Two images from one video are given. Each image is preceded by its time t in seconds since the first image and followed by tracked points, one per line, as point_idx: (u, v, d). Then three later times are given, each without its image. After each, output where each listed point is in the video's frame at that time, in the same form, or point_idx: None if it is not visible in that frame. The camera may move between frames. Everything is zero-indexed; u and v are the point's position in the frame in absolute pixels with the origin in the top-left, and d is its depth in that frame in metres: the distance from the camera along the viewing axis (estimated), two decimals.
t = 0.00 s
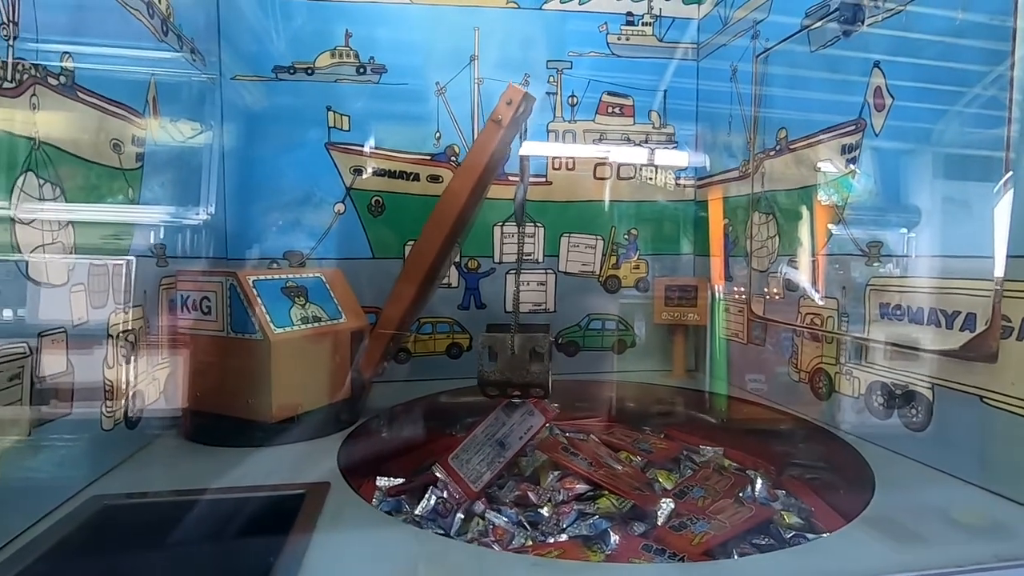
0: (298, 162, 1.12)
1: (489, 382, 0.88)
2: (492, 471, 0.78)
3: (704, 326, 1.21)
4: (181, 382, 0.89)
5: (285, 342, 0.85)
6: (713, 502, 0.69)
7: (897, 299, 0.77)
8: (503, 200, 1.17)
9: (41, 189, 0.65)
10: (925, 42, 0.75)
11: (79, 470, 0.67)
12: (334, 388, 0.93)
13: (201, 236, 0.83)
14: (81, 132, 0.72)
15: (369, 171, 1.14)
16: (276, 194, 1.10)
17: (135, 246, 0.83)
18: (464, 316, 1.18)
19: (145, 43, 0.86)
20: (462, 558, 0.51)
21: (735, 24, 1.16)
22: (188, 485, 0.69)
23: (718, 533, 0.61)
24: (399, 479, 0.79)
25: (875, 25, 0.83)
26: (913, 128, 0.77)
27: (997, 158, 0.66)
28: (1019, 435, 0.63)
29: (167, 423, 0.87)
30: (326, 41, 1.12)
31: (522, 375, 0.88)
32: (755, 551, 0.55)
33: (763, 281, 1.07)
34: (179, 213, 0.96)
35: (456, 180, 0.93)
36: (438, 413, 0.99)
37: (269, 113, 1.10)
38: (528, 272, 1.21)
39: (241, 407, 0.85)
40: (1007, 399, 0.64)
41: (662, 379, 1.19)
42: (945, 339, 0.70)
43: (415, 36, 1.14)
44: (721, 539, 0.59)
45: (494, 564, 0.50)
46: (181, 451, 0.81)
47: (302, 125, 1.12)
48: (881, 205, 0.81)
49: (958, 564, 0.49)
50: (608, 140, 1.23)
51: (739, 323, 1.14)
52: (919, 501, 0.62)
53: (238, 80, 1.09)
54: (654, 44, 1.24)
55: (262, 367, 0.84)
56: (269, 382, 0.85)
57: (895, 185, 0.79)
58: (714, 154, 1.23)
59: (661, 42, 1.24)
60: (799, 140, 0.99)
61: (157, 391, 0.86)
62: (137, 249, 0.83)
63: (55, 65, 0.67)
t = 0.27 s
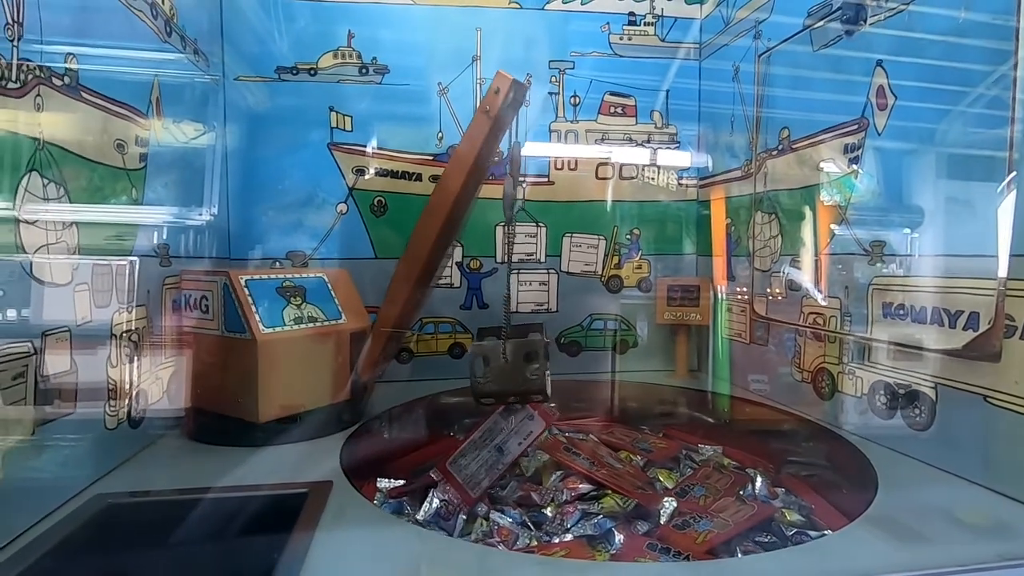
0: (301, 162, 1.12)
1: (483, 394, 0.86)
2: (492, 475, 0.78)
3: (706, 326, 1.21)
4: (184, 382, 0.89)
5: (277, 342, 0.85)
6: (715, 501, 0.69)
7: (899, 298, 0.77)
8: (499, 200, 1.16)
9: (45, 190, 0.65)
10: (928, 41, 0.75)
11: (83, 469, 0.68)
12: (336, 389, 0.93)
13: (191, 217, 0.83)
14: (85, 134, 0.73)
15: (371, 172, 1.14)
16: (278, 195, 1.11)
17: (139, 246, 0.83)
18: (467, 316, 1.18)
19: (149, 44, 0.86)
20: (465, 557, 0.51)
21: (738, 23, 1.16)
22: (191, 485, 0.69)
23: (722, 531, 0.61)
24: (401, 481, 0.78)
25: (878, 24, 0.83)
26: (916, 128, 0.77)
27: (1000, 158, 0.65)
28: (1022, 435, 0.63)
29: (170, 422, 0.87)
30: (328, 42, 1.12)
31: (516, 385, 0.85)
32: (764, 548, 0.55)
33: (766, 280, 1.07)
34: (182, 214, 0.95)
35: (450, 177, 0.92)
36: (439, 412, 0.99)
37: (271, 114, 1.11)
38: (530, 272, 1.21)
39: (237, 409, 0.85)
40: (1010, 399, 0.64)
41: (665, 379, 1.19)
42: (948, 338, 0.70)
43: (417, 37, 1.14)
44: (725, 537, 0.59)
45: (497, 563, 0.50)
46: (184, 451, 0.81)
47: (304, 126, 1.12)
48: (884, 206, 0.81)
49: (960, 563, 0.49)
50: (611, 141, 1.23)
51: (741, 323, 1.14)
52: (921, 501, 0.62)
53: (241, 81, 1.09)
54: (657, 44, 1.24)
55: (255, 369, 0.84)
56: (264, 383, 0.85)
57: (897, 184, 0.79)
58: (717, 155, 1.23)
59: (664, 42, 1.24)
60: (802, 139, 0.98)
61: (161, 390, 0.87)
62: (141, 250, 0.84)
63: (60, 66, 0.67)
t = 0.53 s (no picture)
0: (303, 162, 1.12)
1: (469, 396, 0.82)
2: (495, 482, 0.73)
3: (708, 325, 1.21)
4: (186, 381, 0.90)
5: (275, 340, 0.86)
6: (716, 498, 0.69)
7: (902, 296, 0.77)
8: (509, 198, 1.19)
9: (47, 188, 0.65)
10: (930, 40, 0.75)
11: (84, 468, 0.68)
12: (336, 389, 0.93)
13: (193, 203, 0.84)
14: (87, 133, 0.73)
15: (373, 171, 1.14)
16: (280, 195, 1.11)
17: (141, 246, 0.83)
18: (468, 315, 1.18)
19: (150, 44, 0.86)
20: (465, 556, 0.51)
21: (740, 22, 1.16)
22: (192, 483, 0.69)
23: (724, 528, 0.61)
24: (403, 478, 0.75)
25: (880, 22, 0.82)
26: (918, 127, 0.77)
27: (1003, 157, 0.65)
28: None
29: (172, 421, 0.87)
30: (329, 40, 1.12)
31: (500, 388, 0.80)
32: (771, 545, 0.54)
33: (768, 279, 1.07)
34: (185, 213, 0.96)
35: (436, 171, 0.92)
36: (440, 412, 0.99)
37: (273, 113, 1.11)
38: (532, 271, 1.21)
39: (234, 408, 0.85)
40: (1013, 397, 0.64)
41: (666, 378, 1.19)
42: (951, 336, 0.70)
43: (418, 36, 1.14)
44: (728, 533, 0.59)
45: (498, 562, 0.50)
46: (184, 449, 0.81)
47: (305, 125, 1.12)
48: (886, 205, 0.81)
49: (962, 562, 0.49)
50: (612, 140, 1.23)
51: (743, 321, 1.14)
52: (923, 500, 0.62)
53: (242, 80, 1.09)
54: (659, 43, 1.24)
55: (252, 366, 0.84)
56: (262, 381, 0.85)
57: (899, 183, 0.79)
58: (718, 154, 1.23)
59: (665, 41, 1.24)
60: (804, 138, 0.98)
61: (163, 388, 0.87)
62: (144, 249, 0.84)
63: (62, 65, 0.67)
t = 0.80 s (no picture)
0: (302, 160, 1.12)
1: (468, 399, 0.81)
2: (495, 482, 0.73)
3: (708, 323, 1.20)
4: (184, 379, 0.89)
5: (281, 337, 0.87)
6: (716, 495, 0.69)
7: (902, 295, 0.77)
8: (510, 197, 1.19)
9: (47, 187, 0.65)
10: (931, 38, 0.75)
11: (84, 466, 0.68)
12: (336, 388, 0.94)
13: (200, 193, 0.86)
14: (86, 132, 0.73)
15: (373, 169, 1.14)
16: (280, 194, 1.11)
17: (141, 244, 0.83)
18: (469, 314, 1.18)
19: (151, 42, 0.86)
20: (466, 554, 0.51)
21: (740, 21, 1.16)
22: (192, 481, 0.69)
23: (726, 525, 0.61)
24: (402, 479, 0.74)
25: (881, 20, 0.82)
26: (919, 126, 0.76)
27: (1004, 156, 0.65)
28: None
29: (172, 420, 0.87)
30: (329, 38, 1.12)
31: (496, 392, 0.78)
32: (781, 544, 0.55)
33: (768, 277, 1.07)
34: (185, 212, 0.96)
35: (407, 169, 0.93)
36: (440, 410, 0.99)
37: (272, 112, 1.10)
38: (532, 270, 1.21)
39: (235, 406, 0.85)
40: (1013, 395, 0.63)
41: (667, 377, 1.18)
42: (952, 334, 0.70)
43: (418, 35, 1.14)
44: (731, 530, 0.59)
45: (499, 560, 0.50)
46: (184, 448, 0.81)
47: (305, 124, 1.12)
48: (887, 203, 0.81)
49: (963, 560, 0.48)
50: (613, 138, 1.23)
51: (744, 320, 1.14)
52: (923, 498, 0.62)
53: (242, 78, 1.09)
54: (659, 41, 1.23)
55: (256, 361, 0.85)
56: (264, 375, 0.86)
57: (900, 181, 0.79)
58: (719, 152, 1.23)
59: (666, 39, 1.24)
60: (804, 136, 0.98)
61: (162, 387, 0.87)
62: (144, 249, 0.84)
63: (61, 64, 0.67)
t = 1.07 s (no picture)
0: (302, 159, 1.12)
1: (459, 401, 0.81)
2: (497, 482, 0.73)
3: (708, 322, 1.21)
4: (184, 378, 0.89)
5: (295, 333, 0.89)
6: (715, 491, 0.70)
7: (902, 293, 0.77)
8: (509, 195, 1.19)
9: (47, 184, 0.65)
10: (932, 36, 0.75)
11: (84, 464, 0.68)
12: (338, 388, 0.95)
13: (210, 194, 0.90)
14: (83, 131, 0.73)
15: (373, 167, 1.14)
16: (280, 192, 1.11)
17: (140, 242, 0.83)
18: (469, 312, 1.18)
19: (151, 40, 0.86)
20: (466, 550, 0.52)
21: (739, 19, 1.16)
22: (192, 479, 0.69)
23: (727, 521, 0.61)
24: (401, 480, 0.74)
25: (882, 18, 0.82)
26: (920, 124, 0.76)
27: (1004, 154, 0.65)
28: None
29: (172, 418, 0.87)
30: (329, 36, 1.12)
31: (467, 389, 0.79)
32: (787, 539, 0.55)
33: (769, 275, 1.07)
34: (185, 210, 0.96)
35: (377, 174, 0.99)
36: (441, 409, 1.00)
37: (272, 110, 1.10)
38: (532, 268, 1.21)
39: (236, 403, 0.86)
40: (1013, 393, 0.64)
41: (668, 375, 1.16)
42: (952, 332, 0.70)
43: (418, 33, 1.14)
44: (732, 526, 0.60)
45: (500, 557, 0.50)
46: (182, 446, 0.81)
47: (305, 122, 1.12)
48: (887, 202, 0.81)
49: (964, 557, 0.49)
50: (613, 137, 1.22)
51: (744, 318, 1.14)
52: (923, 496, 0.62)
53: (242, 76, 1.08)
54: (660, 39, 1.23)
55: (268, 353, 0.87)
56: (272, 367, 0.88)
57: (900, 179, 0.79)
58: (719, 151, 1.23)
59: (666, 37, 1.23)
60: (804, 134, 0.98)
61: (163, 385, 0.86)
62: (144, 247, 0.84)
63: (61, 61, 0.67)
